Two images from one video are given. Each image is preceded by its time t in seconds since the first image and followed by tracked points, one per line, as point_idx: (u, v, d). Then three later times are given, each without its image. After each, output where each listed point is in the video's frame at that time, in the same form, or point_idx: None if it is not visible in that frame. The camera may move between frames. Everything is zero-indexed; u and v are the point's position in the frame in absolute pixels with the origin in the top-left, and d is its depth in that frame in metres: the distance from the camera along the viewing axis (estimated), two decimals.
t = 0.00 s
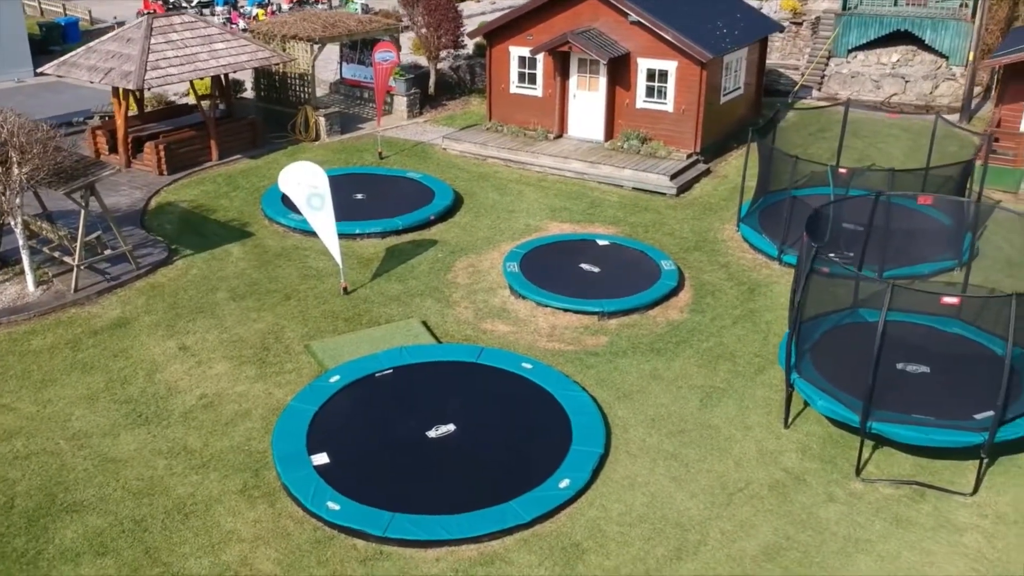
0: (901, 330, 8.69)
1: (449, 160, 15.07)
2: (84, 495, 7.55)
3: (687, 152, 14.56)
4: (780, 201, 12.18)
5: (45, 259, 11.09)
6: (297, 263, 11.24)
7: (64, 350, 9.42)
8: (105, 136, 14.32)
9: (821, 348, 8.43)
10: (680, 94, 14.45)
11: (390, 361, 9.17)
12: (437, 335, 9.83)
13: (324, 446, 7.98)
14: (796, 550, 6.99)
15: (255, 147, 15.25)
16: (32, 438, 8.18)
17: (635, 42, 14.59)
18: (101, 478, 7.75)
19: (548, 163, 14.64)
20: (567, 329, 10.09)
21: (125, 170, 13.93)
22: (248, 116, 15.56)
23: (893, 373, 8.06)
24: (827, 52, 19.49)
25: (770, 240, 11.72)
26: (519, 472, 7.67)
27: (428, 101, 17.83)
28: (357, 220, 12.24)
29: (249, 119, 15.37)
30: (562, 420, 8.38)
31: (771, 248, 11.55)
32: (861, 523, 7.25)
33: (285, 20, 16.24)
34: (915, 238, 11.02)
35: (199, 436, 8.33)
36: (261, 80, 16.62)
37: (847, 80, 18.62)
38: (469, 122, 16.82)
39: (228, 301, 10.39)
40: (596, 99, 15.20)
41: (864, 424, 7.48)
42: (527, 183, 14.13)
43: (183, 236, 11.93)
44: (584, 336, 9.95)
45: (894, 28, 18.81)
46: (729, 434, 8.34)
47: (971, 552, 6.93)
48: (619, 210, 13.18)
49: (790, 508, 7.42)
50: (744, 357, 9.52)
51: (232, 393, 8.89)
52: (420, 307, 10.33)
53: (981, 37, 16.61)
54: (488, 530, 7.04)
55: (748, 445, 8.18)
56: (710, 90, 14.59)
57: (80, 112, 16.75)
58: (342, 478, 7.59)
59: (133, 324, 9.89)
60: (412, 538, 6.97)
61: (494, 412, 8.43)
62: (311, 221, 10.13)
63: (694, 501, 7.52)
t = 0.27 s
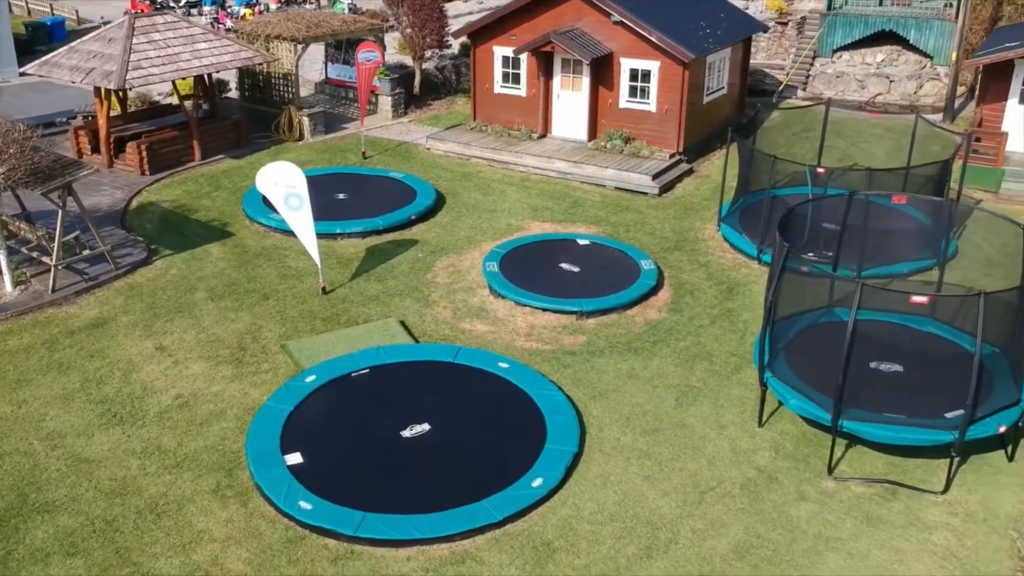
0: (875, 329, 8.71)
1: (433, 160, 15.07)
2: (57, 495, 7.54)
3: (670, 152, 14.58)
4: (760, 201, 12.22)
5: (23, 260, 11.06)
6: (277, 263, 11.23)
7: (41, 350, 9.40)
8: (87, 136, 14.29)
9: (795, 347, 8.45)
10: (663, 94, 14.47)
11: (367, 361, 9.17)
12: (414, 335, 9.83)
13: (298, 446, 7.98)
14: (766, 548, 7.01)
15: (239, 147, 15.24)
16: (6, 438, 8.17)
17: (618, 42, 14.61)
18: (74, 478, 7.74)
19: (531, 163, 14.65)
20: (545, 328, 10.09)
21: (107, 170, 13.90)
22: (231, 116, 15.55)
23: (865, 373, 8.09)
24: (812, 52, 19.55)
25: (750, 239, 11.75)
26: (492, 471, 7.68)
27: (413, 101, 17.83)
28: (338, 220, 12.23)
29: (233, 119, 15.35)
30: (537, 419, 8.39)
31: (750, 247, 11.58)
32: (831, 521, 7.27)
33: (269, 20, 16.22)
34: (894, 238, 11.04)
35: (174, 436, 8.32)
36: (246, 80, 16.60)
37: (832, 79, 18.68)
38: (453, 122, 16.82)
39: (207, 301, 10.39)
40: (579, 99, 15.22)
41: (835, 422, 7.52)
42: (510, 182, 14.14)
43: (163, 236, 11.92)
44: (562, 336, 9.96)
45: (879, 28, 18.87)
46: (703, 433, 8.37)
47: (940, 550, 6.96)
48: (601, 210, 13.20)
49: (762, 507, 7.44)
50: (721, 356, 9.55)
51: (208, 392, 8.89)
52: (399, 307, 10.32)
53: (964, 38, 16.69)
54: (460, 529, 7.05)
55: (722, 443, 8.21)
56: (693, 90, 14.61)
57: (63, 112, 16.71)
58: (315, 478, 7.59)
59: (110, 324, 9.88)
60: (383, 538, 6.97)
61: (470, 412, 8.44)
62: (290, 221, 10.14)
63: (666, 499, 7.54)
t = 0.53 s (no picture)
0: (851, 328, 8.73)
1: (418, 159, 15.08)
2: (29, 493, 7.54)
3: (654, 152, 14.59)
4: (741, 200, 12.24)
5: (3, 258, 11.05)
6: (257, 262, 11.24)
7: (17, 348, 9.40)
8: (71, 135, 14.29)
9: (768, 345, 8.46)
10: (647, 93, 14.49)
11: (344, 360, 9.17)
12: (392, 334, 9.83)
13: (271, 445, 7.99)
14: (735, 546, 7.03)
15: (224, 146, 15.25)
16: None
17: (603, 42, 14.62)
18: (46, 476, 7.74)
19: (516, 162, 14.66)
20: (523, 327, 10.10)
21: (91, 169, 13.90)
22: (217, 115, 15.55)
23: (838, 371, 8.12)
24: (800, 52, 19.58)
25: (731, 238, 11.76)
26: (464, 470, 7.69)
27: (399, 100, 17.83)
28: (320, 219, 12.24)
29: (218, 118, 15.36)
30: (512, 418, 8.39)
31: (731, 246, 11.59)
32: (801, 519, 7.28)
33: (255, 19, 16.23)
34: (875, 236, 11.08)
35: (148, 434, 8.32)
36: (232, 79, 16.60)
37: (819, 79, 18.70)
38: (440, 122, 16.83)
39: (186, 300, 10.40)
40: (564, 99, 15.23)
41: (805, 420, 7.54)
42: (494, 181, 14.14)
43: (144, 235, 11.92)
44: (540, 334, 9.97)
45: (866, 28, 18.89)
46: (677, 431, 8.39)
47: (909, 547, 6.97)
48: (584, 209, 13.21)
49: (732, 504, 7.46)
50: (698, 355, 9.58)
51: (183, 391, 8.89)
52: (378, 306, 10.33)
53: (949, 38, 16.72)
54: (430, 527, 7.06)
55: (695, 441, 8.23)
56: (677, 89, 14.63)
57: (49, 111, 16.69)
58: (287, 477, 7.59)
59: (88, 323, 9.88)
60: (353, 536, 6.97)
61: (444, 411, 8.44)
62: (269, 219, 10.14)
63: (638, 497, 7.56)
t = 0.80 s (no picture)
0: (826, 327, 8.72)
1: (404, 158, 15.10)
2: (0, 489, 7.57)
3: (640, 151, 14.60)
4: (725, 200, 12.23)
5: None
6: (239, 260, 11.27)
7: None
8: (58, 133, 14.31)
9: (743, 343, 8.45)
10: (633, 92, 14.50)
11: (320, 357, 9.19)
12: (370, 332, 9.84)
13: (244, 442, 8.00)
14: (702, 544, 7.04)
15: (211, 145, 15.28)
16: None
17: (589, 41, 14.62)
18: (19, 473, 7.76)
19: (502, 161, 14.67)
20: (502, 325, 10.11)
21: (78, 167, 13.93)
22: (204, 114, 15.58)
23: (811, 370, 8.11)
24: (791, 52, 19.58)
25: (713, 237, 11.74)
26: (435, 466, 7.69)
27: (389, 99, 17.84)
28: (303, 217, 12.25)
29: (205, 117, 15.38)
30: (486, 415, 8.40)
31: (713, 245, 11.56)
32: (770, 517, 7.29)
33: (243, 18, 16.26)
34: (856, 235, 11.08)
35: (122, 431, 8.34)
36: (220, 78, 16.63)
37: (809, 79, 18.69)
38: (428, 121, 16.84)
39: (166, 297, 10.42)
40: (551, 98, 15.23)
41: (776, 418, 7.53)
42: (480, 180, 14.15)
43: (127, 232, 11.94)
44: (518, 333, 9.98)
45: (856, 27, 18.88)
46: (650, 429, 8.40)
47: (877, 545, 6.97)
48: (568, 207, 13.22)
49: (702, 502, 7.48)
50: (675, 353, 9.59)
51: (160, 388, 8.92)
52: (357, 304, 10.34)
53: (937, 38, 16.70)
54: (398, 524, 7.07)
55: (668, 439, 8.24)
56: (663, 88, 14.63)
57: (38, 110, 16.72)
58: (258, 473, 7.61)
59: (67, 320, 9.90)
60: (321, 532, 6.99)
61: (418, 408, 8.44)
62: (249, 216, 10.14)
63: (608, 495, 7.57)
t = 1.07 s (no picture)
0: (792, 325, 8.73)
1: (384, 156, 15.11)
2: None
3: (619, 150, 14.62)
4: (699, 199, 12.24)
5: None
6: (212, 258, 11.27)
7: None
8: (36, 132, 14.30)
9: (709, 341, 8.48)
10: (612, 91, 14.52)
11: (289, 355, 9.19)
12: (340, 330, 9.85)
13: (208, 439, 8.01)
14: (661, 541, 7.06)
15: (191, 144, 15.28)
16: None
17: (568, 41, 14.64)
18: None
19: (481, 160, 14.68)
20: (472, 323, 10.11)
21: (56, 166, 13.92)
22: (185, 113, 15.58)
23: (774, 367, 8.12)
24: (774, 52, 19.61)
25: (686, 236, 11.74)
26: (398, 464, 7.69)
27: (371, 99, 17.86)
28: (279, 215, 12.26)
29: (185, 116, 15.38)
30: (451, 412, 8.40)
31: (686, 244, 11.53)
32: (730, 514, 7.31)
33: (223, 17, 16.27)
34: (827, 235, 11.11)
35: (87, 429, 8.34)
36: (202, 77, 16.63)
37: (791, 78, 18.73)
38: (410, 120, 16.85)
39: (138, 296, 10.42)
40: (531, 97, 15.25)
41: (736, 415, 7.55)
42: (458, 179, 14.17)
43: (102, 231, 11.94)
44: (489, 331, 9.98)
45: (839, 27, 18.93)
46: (616, 426, 8.42)
47: (834, 542, 6.98)
48: (546, 206, 13.24)
49: (663, 499, 7.50)
50: (644, 351, 9.60)
51: (127, 386, 8.92)
52: (328, 302, 10.34)
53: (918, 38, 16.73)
54: (357, 521, 7.07)
55: (632, 436, 8.26)
56: (642, 87, 14.65)
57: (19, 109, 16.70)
58: (220, 471, 7.62)
59: (37, 318, 9.90)
60: (280, 529, 7.00)
61: (384, 406, 8.44)
62: (219, 215, 10.17)
63: (570, 492, 7.58)
